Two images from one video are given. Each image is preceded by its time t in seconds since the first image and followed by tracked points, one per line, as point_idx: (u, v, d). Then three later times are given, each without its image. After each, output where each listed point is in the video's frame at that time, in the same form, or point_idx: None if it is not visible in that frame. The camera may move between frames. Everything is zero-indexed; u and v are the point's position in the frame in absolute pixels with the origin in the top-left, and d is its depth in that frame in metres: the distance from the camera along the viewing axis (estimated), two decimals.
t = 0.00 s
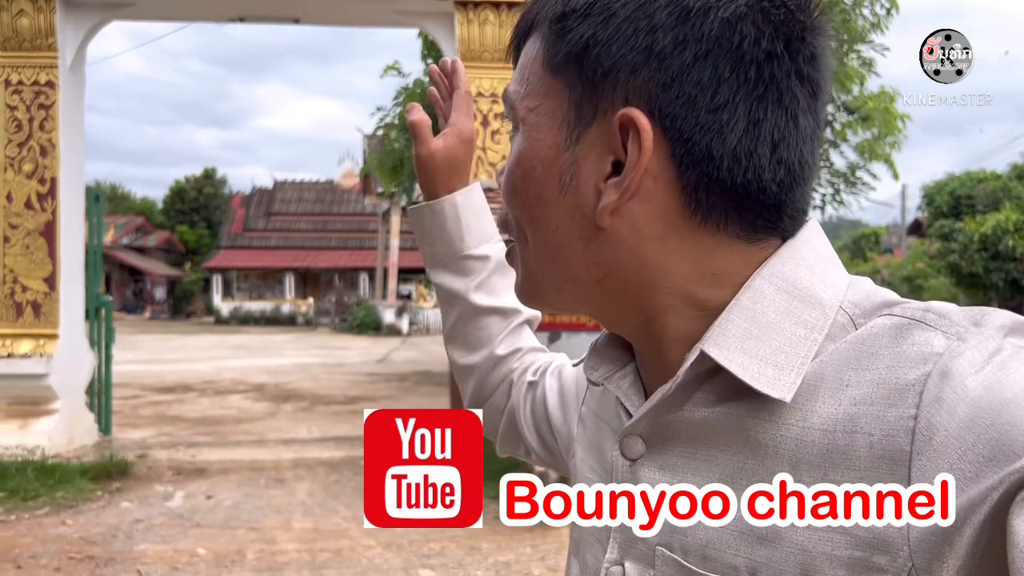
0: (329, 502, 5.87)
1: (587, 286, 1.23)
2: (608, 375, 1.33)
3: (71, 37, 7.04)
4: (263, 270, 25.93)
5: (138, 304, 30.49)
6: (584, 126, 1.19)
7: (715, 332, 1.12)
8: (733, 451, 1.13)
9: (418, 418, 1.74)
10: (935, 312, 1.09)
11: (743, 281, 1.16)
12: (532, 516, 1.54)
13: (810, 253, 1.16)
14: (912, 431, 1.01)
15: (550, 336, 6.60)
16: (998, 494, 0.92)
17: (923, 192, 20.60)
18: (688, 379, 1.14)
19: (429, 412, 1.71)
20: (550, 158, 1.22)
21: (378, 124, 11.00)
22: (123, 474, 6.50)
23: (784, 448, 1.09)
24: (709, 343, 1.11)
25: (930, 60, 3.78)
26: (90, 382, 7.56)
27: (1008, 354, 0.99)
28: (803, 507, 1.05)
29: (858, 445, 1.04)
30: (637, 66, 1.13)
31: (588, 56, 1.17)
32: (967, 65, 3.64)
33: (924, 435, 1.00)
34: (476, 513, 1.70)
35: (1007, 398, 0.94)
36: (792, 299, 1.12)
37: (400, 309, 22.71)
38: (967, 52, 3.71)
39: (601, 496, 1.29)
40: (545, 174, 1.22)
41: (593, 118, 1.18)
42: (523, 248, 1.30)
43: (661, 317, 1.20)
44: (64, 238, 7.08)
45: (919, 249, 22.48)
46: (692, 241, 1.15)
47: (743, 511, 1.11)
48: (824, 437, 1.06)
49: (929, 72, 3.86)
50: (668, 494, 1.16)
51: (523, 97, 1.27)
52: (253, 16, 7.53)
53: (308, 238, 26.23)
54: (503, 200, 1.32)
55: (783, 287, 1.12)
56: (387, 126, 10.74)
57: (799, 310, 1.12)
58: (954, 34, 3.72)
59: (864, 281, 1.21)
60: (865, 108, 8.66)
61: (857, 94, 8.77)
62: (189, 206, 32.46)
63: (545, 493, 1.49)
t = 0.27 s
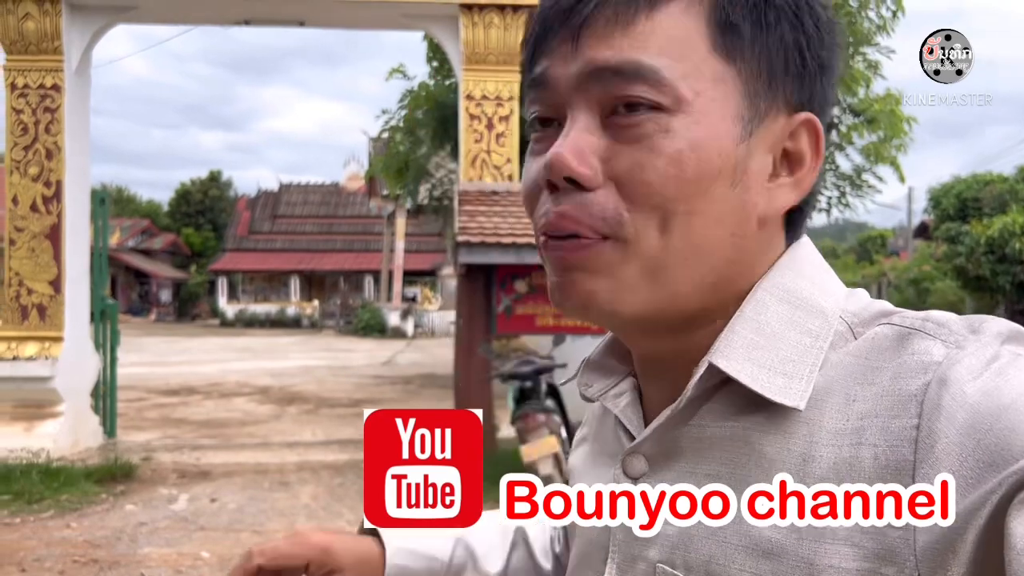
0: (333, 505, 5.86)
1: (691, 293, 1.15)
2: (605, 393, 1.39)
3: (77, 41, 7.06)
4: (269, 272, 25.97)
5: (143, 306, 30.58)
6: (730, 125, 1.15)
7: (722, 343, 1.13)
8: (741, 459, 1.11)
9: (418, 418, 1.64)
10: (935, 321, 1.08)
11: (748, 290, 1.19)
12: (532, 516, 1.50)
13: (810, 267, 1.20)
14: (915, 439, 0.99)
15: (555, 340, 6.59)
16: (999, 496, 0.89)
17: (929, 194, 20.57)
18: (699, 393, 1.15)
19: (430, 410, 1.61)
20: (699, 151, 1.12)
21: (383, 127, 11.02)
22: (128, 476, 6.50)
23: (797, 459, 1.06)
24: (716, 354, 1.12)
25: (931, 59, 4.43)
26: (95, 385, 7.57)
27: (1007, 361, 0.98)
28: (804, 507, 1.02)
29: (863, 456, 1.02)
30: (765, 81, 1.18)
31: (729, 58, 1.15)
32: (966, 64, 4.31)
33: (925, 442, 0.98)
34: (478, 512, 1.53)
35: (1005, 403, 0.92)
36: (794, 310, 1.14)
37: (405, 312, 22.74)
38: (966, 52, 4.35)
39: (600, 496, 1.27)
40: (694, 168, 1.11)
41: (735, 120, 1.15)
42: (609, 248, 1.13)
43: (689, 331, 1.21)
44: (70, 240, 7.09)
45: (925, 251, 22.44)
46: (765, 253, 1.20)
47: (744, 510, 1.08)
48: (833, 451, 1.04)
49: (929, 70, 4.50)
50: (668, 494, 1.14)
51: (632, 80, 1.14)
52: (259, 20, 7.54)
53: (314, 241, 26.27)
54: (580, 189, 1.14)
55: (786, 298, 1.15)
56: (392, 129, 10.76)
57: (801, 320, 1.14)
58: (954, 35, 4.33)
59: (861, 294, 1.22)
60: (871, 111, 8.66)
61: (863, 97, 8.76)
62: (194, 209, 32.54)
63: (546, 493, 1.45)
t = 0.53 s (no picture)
0: (336, 510, 5.85)
1: (752, 309, 1.18)
2: (604, 420, 1.41)
3: (81, 45, 7.06)
4: (273, 275, 25.97)
5: (147, 309, 30.62)
6: (790, 150, 1.22)
7: (749, 366, 1.12)
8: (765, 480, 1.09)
9: (418, 419, 1.76)
10: (948, 340, 1.09)
11: (773, 316, 1.20)
12: (532, 517, 1.50)
13: (819, 297, 1.24)
14: (936, 458, 0.98)
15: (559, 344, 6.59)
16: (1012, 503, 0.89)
17: (934, 197, 20.49)
18: (721, 417, 1.15)
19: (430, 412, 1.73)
20: (774, 171, 1.18)
21: (387, 130, 11.01)
22: (131, 481, 6.49)
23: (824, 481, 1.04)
24: (744, 377, 1.11)
25: (930, 61, 4.41)
26: (99, 388, 7.56)
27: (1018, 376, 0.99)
28: (804, 507, 1.02)
29: (886, 475, 1.01)
30: (808, 112, 1.26)
31: (789, 85, 1.22)
32: (966, 66, 4.29)
33: (944, 459, 0.97)
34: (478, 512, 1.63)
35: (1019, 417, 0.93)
36: (815, 332, 1.16)
37: (409, 315, 22.73)
38: (966, 52, 4.32)
39: (600, 496, 1.34)
40: (770, 187, 1.17)
41: (791, 146, 1.22)
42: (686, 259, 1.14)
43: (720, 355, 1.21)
44: (74, 244, 7.10)
45: (930, 254, 22.34)
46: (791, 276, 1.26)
47: (743, 510, 1.09)
48: (858, 473, 1.02)
49: (930, 70, 4.48)
50: (669, 494, 1.19)
51: (715, 93, 1.16)
52: (262, 24, 7.53)
53: (317, 244, 26.27)
54: (662, 198, 1.14)
55: (806, 322, 1.18)
56: (396, 132, 10.74)
57: (822, 341, 1.15)
58: (954, 36, 4.30)
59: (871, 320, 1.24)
60: (875, 114, 8.63)
61: (867, 101, 8.74)
62: (198, 212, 32.54)
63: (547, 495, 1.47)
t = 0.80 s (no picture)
0: (339, 515, 5.84)
1: (758, 340, 1.19)
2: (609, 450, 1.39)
3: (84, 49, 7.07)
4: (274, 278, 25.96)
5: (149, 312, 30.63)
6: (788, 178, 1.23)
7: (760, 391, 1.13)
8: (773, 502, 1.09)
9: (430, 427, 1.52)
10: (954, 362, 1.11)
11: (778, 345, 1.21)
12: (532, 516, 1.54)
13: (820, 322, 1.26)
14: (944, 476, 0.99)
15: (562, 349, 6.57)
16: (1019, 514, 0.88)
17: (937, 201, 20.42)
18: (733, 443, 1.16)
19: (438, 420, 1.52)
20: (774, 201, 1.20)
21: (389, 134, 11.00)
22: (134, 486, 6.48)
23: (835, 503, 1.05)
24: (755, 403, 1.12)
25: (930, 60, 4.39)
26: (101, 393, 7.55)
27: None
28: (803, 507, 1.05)
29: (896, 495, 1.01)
30: (802, 140, 1.27)
31: (782, 116, 1.24)
32: (965, 66, 4.26)
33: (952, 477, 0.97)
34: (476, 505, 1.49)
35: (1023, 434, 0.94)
36: (821, 357, 1.18)
37: (411, 318, 22.71)
38: (966, 52, 4.29)
39: (601, 496, 1.36)
40: (771, 217, 1.19)
41: (788, 174, 1.24)
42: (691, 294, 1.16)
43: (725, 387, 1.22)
44: (76, 249, 7.09)
45: (933, 257, 22.27)
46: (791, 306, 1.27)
47: (743, 509, 1.11)
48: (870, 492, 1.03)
49: (930, 69, 4.47)
50: (670, 494, 1.21)
51: (712, 128, 1.18)
52: (265, 28, 7.52)
53: (319, 247, 26.27)
54: (667, 232, 1.16)
55: (812, 347, 1.19)
56: (398, 136, 10.73)
57: (829, 366, 1.16)
58: (953, 36, 4.27)
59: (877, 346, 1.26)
60: (878, 118, 8.61)
61: (870, 104, 8.72)
62: (200, 215, 32.54)
63: (546, 492, 1.51)
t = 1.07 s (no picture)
0: (340, 519, 5.82)
1: (767, 353, 1.18)
2: (617, 464, 1.38)
3: (85, 51, 7.07)
4: (275, 281, 25.96)
5: (150, 315, 30.63)
6: (794, 189, 1.22)
7: (772, 402, 1.12)
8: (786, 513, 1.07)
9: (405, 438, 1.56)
10: (968, 370, 1.10)
11: (789, 356, 1.20)
12: (532, 516, 1.53)
13: (830, 331, 1.25)
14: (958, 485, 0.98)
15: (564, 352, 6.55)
16: None
17: (938, 203, 20.41)
18: (745, 453, 1.15)
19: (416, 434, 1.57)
20: (781, 213, 1.19)
21: (390, 137, 10.99)
22: (135, 489, 6.47)
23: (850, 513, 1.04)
24: (770, 413, 1.11)
25: (930, 61, 4.38)
26: (102, 396, 7.54)
27: None
28: (803, 507, 1.05)
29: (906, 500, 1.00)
30: (807, 151, 1.26)
31: (788, 127, 1.23)
32: (966, 66, 4.26)
33: (967, 485, 0.96)
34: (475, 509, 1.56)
35: None
36: (832, 366, 1.17)
37: (411, 320, 22.70)
38: (966, 52, 4.28)
39: (601, 497, 1.38)
40: (779, 229, 1.18)
41: (794, 185, 1.23)
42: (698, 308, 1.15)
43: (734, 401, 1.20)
44: (77, 252, 7.08)
45: (934, 259, 22.26)
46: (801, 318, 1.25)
47: (743, 509, 1.12)
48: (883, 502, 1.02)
49: (930, 69, 4.46)
50: (670, 495, 1.21)
51: (717, 141, 1.17)
52: (266, 31, 7.51)
53: (320, 250, 26.26)
54: (674, 245, 1.15)
55: (822, 355, 1.19)
56: (399, 139, 10.72)
57: (841, 375, 1.16)
58: (954, 36, 4.25)
59: (887, 353, 1.25)
60: (879, 120, 8.61)
61: (871, 107, 8.72)
62: (201, 217, 32.56)
63: (547, 494, 1.51)
